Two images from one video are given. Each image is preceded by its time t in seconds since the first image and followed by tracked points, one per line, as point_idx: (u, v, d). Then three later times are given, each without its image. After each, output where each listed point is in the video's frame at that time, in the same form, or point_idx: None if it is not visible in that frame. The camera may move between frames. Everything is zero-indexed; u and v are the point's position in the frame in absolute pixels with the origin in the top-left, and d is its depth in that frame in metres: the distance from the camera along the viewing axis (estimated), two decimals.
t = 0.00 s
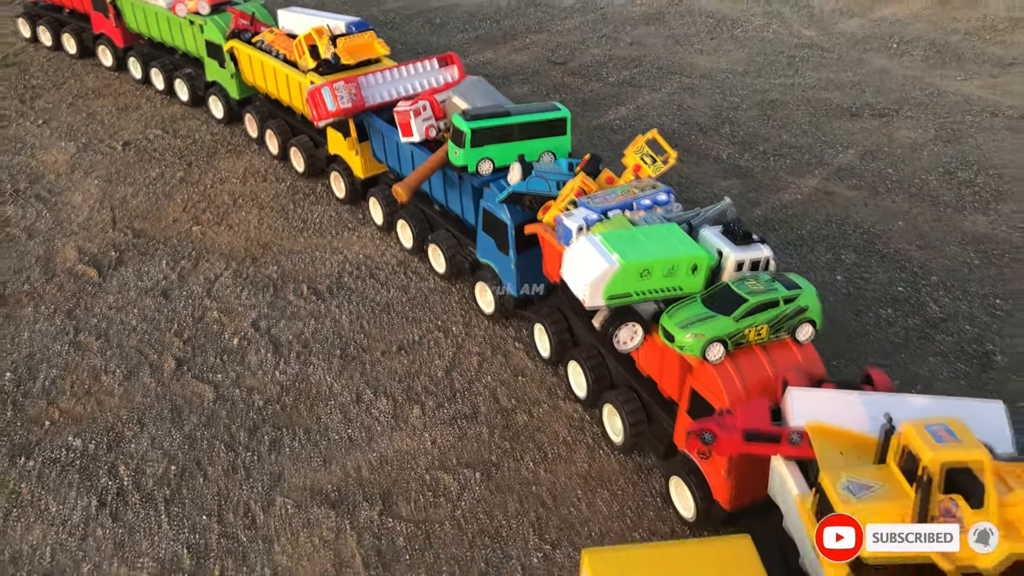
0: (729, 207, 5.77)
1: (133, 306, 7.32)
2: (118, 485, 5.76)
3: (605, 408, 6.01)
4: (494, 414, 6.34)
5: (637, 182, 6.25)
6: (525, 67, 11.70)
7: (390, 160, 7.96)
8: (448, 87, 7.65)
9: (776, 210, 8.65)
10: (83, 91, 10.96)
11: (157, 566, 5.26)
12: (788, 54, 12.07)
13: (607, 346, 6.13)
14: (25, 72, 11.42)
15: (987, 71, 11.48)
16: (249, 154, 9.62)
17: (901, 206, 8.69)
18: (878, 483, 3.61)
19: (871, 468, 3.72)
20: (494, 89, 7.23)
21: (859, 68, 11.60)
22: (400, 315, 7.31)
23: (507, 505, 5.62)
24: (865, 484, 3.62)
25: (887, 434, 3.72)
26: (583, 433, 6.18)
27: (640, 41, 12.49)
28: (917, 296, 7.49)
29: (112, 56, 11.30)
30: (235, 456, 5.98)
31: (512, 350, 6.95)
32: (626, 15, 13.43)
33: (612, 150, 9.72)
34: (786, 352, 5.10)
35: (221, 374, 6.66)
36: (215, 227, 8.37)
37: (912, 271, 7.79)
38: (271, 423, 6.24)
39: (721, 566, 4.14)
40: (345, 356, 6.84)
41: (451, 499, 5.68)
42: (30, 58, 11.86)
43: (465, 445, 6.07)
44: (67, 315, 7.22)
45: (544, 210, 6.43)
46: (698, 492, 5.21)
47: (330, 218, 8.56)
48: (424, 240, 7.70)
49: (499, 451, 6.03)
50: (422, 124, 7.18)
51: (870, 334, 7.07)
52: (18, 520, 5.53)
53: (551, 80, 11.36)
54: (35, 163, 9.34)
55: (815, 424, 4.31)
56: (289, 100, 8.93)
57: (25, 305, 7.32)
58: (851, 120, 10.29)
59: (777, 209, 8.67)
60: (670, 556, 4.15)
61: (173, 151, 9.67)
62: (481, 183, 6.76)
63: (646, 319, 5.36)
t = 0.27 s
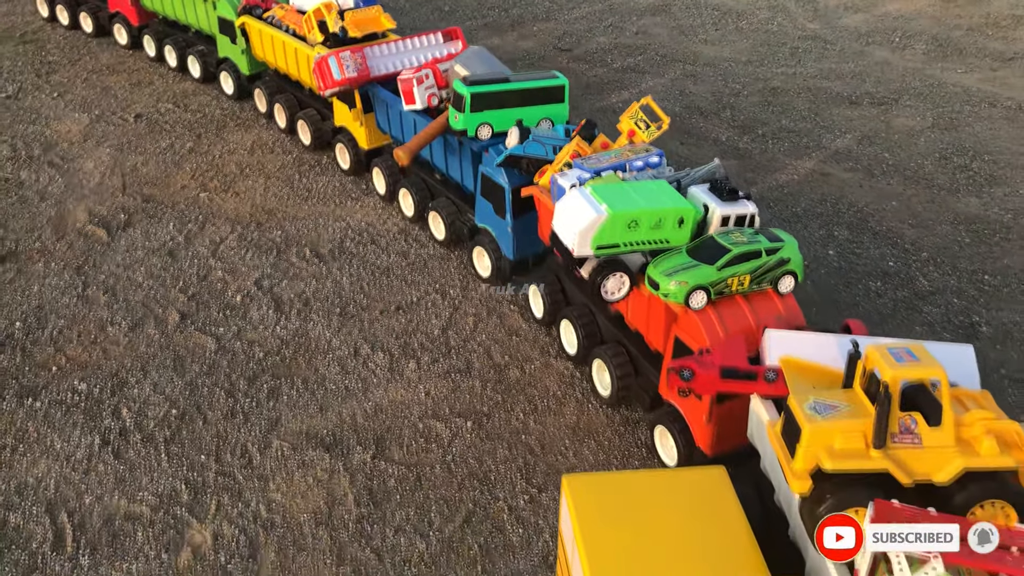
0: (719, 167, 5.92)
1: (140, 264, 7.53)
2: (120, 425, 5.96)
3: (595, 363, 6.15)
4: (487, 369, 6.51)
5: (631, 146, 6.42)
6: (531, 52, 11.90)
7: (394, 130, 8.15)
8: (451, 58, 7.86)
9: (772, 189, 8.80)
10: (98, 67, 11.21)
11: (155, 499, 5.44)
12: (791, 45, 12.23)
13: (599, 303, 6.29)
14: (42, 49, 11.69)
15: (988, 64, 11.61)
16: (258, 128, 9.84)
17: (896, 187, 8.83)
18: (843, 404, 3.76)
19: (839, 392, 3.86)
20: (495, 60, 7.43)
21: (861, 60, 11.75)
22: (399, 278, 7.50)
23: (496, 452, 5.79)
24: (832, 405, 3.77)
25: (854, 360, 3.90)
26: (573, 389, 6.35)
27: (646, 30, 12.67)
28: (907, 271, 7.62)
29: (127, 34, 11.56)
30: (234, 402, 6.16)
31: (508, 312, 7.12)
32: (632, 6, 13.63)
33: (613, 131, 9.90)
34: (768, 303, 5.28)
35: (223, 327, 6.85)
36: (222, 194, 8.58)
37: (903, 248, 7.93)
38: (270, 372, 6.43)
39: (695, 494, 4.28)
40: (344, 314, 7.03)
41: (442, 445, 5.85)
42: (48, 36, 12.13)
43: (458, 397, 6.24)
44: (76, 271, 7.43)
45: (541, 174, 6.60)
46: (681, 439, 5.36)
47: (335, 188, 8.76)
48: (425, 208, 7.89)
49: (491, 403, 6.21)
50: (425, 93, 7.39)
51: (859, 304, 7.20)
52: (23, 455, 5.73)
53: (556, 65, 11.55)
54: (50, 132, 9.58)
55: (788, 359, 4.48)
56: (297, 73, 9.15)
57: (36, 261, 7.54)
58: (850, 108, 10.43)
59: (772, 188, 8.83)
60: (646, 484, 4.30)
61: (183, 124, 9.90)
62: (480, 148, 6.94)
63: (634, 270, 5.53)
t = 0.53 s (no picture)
0: (709, 154, 6.11)
1: (147, 245, 7.73)
2: (126, 397, 6.16)
3: (586, 344, 6.33)
4: (482, 349, 6.70)
5: (626, 134, 6.60)
6: (533, 46, 12.09)
7: (396, 118, 8.34)
8: (452, 47, 8.05)
9: (766, 181, 8.98)
10: (108, 55, 11.42)
11: (159, 467, 5.64)
12: (790, 42, 12.40)
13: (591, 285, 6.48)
14: (53, 37, 11.90)
15: (984, 64, 11.76)
16: (264, 116, 10.04)
17: (888, 181, 9.00)
18: (817, 374, 3.93)
19: (813, 363, 4.03)
20: (494, 48, 7.62)
21: (859, 58, 11.91)
22: (399, 261, 7.69)
23: (489, 427, 5.98)
24: (805, 374, 3.94)
25: (830, 331, 4.07)
26: (566, 369, 6.54)
27: (647, 26, 12.85)
28: (895, 261, 7.78)
29: (137, 24, 11.77)
30: (237, 376, 6.36)
31: (504, 295, 7.31)
32: (635, 2, 13.80)
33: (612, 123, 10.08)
34: (752, 284, 5.47)
35: (227, 306, 7.04)
36: (227, 179, 8.78)
37: (893, 239, 8.10)
38: (272, 349, 6.62)
39: (677, 463, 4.45)
40: (345, 295, 7.22)
41: (437, 420, 6.04)
42: (59, 24, 12.35)
43: (453, 375, 6.44)
44: (85, 250, 7.63)
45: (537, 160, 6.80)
46: (667, 415, 5.54)
47: (338, 174, 8.95)
48: (425, 194, 8.07)
49: (486, 381, 6.40)
50: (426, 80, 7.58)
51: (847, 292, 7.37)
52: (32, 423, 5.93)
53: (557, 59, 11.74)
54: (60, 117, 9.79)
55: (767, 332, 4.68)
56: (302, 62, 9.35)
57: (46, 240, 7.74)
58: (846, 104, 10.60)
59: (766, 180, 9.01)
60: (629, 451, 4.49)
61: (191, 111, 10.10)
62: (478, 134, 7.13)
63: (624, 252, 5.72)
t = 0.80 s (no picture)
0: (696, 137, 6.28)
1: (150, 227, 7.92)
2: (130, 371, 6.35)
3: (577, 321, 6.52)
4: (476, 327, 6.90)
5: (616, 118, 6.76)
6: (530, 36, 12.26)
7: (393, 104, 8.53)
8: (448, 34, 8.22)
9: (756, 167, 9.16)
10: (111, 44, 11.60)
11: (161, 437, 5.83)
12: (783, 33, 12.56)
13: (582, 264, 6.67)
14: (57, 26, 12.08)
15: (974, 54, 11.93)
16: (264, 104, 10.22)
17: (875, 167, 9.18)
18: (789, 338, 4.13)
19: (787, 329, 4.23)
20: (488, 35, 7.79)
21: (851, 48, 12.08)
22: (396, 243, 7.88)
23: (482, 400, 6.18)
24: (778, 338, 4.14)
25: (803, 300, 4.27)
26: (557, 345, 6.73)
27: (643, 17, 13.01)
28: (881, 244, 7.96)
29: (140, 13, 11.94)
30: (237, 352, 6.55)
31: (498, 276, 7.50)
32: None
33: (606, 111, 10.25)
34: (736, 262, 5.65)
35: (227, 285, 7.23)
36: (228, 164, 8.97)
37: (879, 223, 8.28)
38: (271, 326, 6.81)
39: (661, 425, 4.68)
40: (342, 275, 7.41)
41: (431, 393, 6.24)
42: (63, 14, 12.53)
43: (448, 351, 6.63)
44: (89, 232, 7.83)
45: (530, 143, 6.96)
46: (654, 388, 5.73)
47: (337, 160, 9.14)
48: (422, 178, 8.27)
49: (479, 357, 6.59)
50: (422, 66, 7.76)
51: (832, 274, 7.56)
52: (39, 395, 6.13)
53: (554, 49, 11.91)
54: (65, 104, 9.98)
55: (746, 303, 4.89)
56: (301, 50, 9.53)
57: (51, 223, 7.93)
58: (837, 93, 10.77)
59: (756, 166, 9.19)
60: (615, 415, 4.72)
61: (192, 99, 10.28)
62: (473, 119, 7.31)
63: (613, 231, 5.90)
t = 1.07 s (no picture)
0: (680, 120, 6.55)
1: (156, 208, 8.19)
2: (136, 341, 6.63)
3: (565, 297, 6.80)
4: (469, 303, 7.17)
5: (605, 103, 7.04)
6: (527, 29, 12.53)
7: (392, 91, 8.81)
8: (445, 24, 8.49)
9: (744, 156, 9.43)
10: (118, 34, 11.88)
11: (167, 402, 6.11)
12: (774, 28, 12.84)
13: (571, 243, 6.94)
14: (65, 17, 12.36)
15: (961, 50, 12.21)
16: (267, 92, 10.50)
17: (860, 157, 9.46)
18: (758, 302, 4.41)
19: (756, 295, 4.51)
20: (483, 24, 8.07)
21: (840, 43, 12.35)
22: (393, 224, 8.15)
23: (474, 371, 6.46)
24: (747, 302, 4.43)
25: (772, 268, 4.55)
26: (547, 321, 7.00)
27: (638, 12, 13.29)
28: (862, 229, 8.23)
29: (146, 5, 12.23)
30: (239, 324, 6.83)
31: (491, 256, 7.78)
32: None
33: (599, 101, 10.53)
34: (716, 238, 5.93)
35: (230, 263, 7.51)
36: (232, 149, 9.24)
37: (861, 209, 8.55)
38: (272, 301, 7.09)
39: (642, 388, 4.95)
40: (341, 254, 7.69)
41: (425, 364, 6.51)
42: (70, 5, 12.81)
43: (441, 325, 6.90)
44: (97, 212, 8.10)
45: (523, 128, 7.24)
46: (637, 358, 6.01)
47: (337, 146, 9.42)
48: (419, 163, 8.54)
49: (471, 331, 6.86)
50: (420, 54, 8.03)
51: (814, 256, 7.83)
52: (50, 363, 6.40)
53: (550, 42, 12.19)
54: (73, 91, 10.26)
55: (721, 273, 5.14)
56: (303, 40, 9.80)
57: (60, 203, 8.21)
58: (825, 86, 11.05)
59: (744, 155, 9.46)
60: (600, 378, 4.98)
61: (197, 87, 10.56)
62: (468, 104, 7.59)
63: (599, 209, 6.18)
